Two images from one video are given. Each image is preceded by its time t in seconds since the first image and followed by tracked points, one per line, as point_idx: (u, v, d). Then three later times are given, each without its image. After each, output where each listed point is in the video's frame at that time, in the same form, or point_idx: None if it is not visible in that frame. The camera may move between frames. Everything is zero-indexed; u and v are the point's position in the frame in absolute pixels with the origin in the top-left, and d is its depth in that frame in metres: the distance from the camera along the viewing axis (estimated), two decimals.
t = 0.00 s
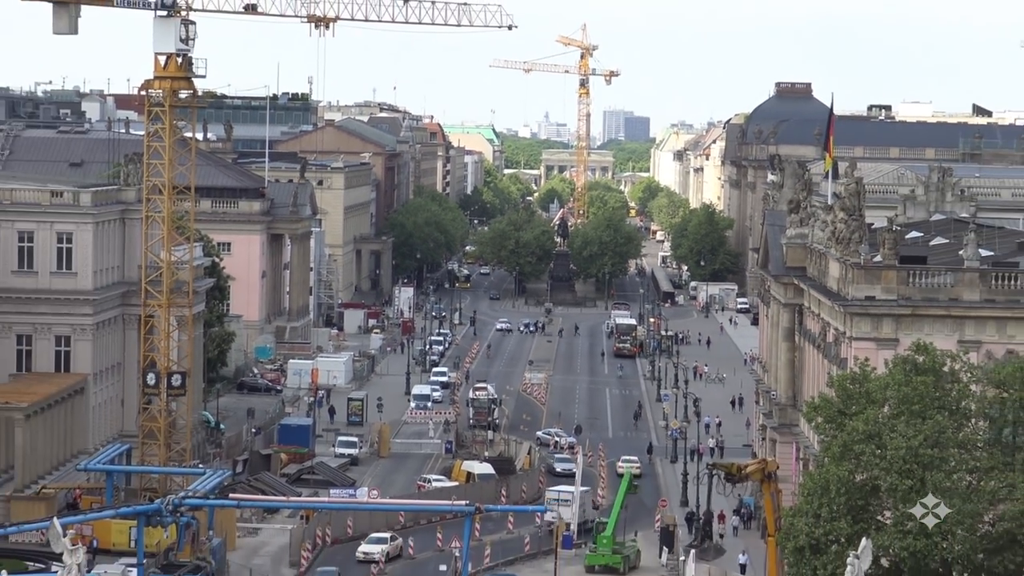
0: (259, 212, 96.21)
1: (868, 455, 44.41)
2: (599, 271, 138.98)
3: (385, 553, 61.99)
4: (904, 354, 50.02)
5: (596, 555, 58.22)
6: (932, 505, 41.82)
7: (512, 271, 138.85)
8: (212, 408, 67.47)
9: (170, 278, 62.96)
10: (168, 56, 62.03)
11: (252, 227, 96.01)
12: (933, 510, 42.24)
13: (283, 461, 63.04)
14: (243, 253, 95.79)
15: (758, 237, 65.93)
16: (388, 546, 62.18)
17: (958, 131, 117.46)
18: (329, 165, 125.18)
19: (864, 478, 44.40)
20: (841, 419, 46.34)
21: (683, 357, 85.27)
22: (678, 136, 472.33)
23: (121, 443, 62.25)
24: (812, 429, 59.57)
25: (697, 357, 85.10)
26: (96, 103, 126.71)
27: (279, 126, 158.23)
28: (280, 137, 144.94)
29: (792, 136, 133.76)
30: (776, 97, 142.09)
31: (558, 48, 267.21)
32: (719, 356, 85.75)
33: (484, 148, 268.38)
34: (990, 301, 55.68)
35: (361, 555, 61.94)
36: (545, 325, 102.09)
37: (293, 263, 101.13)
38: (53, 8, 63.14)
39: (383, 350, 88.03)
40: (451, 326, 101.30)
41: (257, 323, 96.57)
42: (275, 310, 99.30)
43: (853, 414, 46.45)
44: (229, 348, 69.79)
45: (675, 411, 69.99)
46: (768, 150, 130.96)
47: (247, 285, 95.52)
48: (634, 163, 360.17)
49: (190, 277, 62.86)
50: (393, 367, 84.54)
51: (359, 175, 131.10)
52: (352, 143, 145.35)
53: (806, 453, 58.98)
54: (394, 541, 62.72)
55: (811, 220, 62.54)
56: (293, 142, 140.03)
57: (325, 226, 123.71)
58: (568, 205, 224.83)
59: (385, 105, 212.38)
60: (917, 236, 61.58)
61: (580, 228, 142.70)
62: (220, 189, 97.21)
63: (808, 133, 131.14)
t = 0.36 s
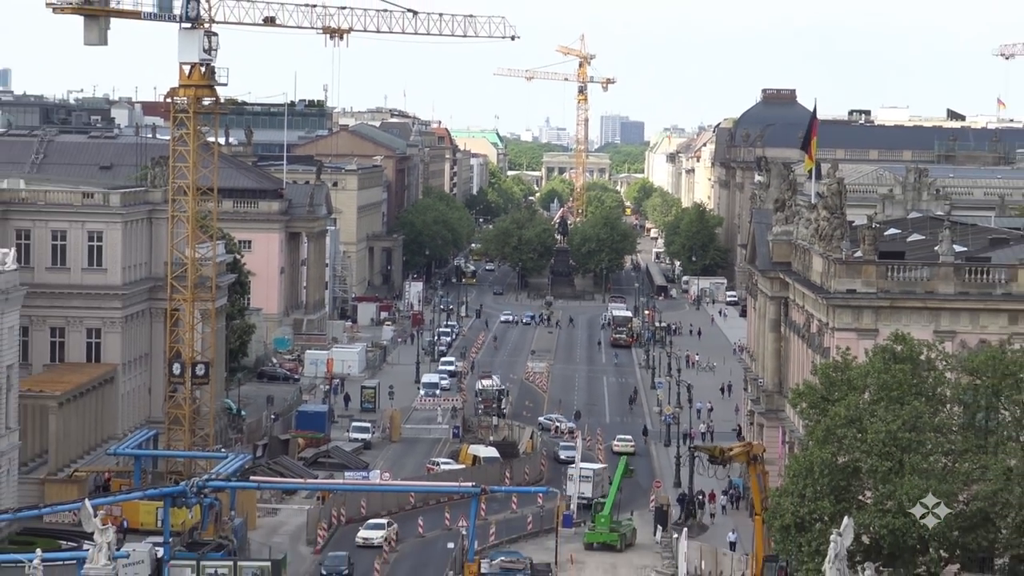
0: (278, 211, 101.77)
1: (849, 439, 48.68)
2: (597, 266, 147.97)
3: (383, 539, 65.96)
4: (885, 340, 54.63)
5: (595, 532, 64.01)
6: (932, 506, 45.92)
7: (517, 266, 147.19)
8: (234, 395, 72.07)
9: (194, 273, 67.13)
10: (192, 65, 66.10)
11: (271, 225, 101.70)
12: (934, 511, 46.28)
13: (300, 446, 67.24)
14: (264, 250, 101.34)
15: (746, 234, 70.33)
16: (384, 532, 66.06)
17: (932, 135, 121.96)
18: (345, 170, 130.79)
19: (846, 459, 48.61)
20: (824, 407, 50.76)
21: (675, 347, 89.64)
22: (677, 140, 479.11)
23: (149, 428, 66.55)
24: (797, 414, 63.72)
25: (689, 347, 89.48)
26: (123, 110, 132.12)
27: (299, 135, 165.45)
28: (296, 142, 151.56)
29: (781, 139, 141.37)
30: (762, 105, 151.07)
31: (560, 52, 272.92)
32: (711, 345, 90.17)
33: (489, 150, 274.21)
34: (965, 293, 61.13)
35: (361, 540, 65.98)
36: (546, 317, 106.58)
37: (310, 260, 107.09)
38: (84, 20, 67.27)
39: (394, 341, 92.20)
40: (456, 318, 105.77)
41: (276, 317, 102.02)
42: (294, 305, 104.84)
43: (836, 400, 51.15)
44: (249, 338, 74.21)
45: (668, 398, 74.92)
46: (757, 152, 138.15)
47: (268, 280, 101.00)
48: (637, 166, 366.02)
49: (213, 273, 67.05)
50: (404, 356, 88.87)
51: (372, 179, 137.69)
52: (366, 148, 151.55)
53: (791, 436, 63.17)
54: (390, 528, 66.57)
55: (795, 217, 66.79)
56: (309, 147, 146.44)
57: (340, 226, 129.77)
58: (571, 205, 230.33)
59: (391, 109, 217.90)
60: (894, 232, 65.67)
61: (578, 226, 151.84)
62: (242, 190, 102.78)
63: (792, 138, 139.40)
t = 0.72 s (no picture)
0: (292, 214, 109.86)
1: (829, 428, 53.48)
2: (594, 265, 159.86)
3: (380, 527, 70.26)
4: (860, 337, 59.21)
5: (589, 514, 69.11)
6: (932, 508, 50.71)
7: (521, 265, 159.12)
8: (251, 386, 77.17)
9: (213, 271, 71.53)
10: (211, 76, 70.48)
11: (285, 226, 109.69)
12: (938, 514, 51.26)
13: (313, 433, 71.85)
14: (278, 251, 109.57)
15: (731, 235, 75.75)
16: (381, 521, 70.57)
17: (907, 142, 129.97)
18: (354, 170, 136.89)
19: (825, 446, 53.44)
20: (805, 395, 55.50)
21: (666, 341, 94.43)
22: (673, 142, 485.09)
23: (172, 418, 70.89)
24: (779, 403, 68.07)
25: (677, 340, 94.14)
26: (147, 116, 139.12)
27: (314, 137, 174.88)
28: (309, 147, 160.43)
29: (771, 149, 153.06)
30: (748, 111, 161.44)
31: (557, 63, 279.86)
32: (698, 338, 94.99)
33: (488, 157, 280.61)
34: (937, 290, 66.16)
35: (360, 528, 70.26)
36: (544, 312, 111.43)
37: (322, 258, 114.84)
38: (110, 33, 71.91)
39: (400, 335, 96.35)
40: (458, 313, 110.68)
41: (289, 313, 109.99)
42: (305, 302, 112.72)
43: (814, 391, 55.95)
44: (265, 333, 78.94)
45: (657, 389, 80.45)
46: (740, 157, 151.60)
47: (280, 277, 109.16)
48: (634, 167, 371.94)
49: (230, 271, 71.67)
50: (410, 349, 93.01)
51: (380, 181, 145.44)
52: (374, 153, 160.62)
53: (773, 424, 67.58)
54: (387, 516, 71.29)
55: (777, 219, 71.65)
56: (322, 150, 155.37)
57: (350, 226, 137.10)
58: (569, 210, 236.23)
59: (395, 113, 223.49)
60: (871, 233, 70.20)
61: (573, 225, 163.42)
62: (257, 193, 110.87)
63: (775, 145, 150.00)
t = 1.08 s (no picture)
0: (302, 220, 116.54)
1: (807, 422, 59.26)
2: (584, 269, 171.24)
3: (378, 521, 74.54)
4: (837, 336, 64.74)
5: (581, 503, 73.82)
6: (933, 507, 56.27)
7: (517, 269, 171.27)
8: (264, 381, 82.28)
9: (229, 273, 76.17)
10: (227, 90, 74.96)
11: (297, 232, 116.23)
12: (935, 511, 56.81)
13: (322, 425, 76.75)
14: (289, 254, 116.24)
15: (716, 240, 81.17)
16: (378, 515, 74.81)
17: (883, 154, 135.62)
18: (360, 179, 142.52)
19: (804, 439, 59.16)
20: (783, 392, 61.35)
21: (653, 338, 99.46)
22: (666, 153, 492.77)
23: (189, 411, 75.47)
24: (759, 398, 72.92)
25: (665, 338, 98.97)
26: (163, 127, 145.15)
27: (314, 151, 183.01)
28: (319, 157, 167.73)
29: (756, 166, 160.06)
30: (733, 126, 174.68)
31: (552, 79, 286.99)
32: (683, 336, 100.06)
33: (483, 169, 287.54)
34: (911, 293, 71.33)
35: (358, 521, 74.54)
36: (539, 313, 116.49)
37: (331, 262, 121.57)
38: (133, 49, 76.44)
39: (404, 333, 101.39)
40: (458, 313, 115.72)
41: (299, 312, 116.72)
42: (314, 302, 119.25)
43: (795, 387, 61.80)
44: (277, 331, 83.84)
45: (645, 384, 85.70)
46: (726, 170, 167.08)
47: (291, 277, 115.84)
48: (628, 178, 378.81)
49: (245, 274, 76.29)
50: (414, 346, 97.85)
51: (385, 190, 151.97)
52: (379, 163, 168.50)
53: (754, 418, 72.50)
54: (383, 511, 75.44)
55: (759, 226, 76.57)
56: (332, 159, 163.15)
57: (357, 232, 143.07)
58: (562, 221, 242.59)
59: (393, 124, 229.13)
60: (847, 239, 75.00)
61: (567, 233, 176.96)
62: (269, 200, 117.32)
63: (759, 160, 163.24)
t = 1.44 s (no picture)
0: (311, 227, 122.95)
1: (787, 419, 64.90)
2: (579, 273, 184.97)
3: (379, 517, 78.44)
4: (815, 339, 70.18)
5: (575, 494, 78.80)
6: (934, 509, 61.43)
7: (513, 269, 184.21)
8: (276, 380, 87.45)
9: (245, 279, 81.08)
10: (243, 105, 79.77)
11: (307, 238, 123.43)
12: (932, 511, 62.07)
13: (331, 422, 81.88)
14: (300, 260, 122.99)
15: (703, 247, 86.43)
16: (378, 512, 78.81)
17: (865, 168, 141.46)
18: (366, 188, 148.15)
19: (784, 435, 64.80)
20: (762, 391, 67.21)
21: (642, 339, 104.81)
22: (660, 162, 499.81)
23: (206, 408, 80.47)
24: (742, 396, 78.06)
25: (653, 340, 103.96)
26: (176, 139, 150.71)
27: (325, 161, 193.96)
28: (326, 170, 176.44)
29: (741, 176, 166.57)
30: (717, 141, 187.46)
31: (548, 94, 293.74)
32: (671, 337, 105.40)
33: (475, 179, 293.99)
34: (884, 296, 76.88)
35: (360, 518, 78.42)
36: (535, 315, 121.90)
37: (339, 266, 129.21)
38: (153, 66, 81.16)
39: (407, 334, 106.72)
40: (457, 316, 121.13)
41: (309, 316, 123.61)
42: (323, 306, 126.07)
43: (776, 386, 67.34)
44: (289, 333, 89.02)
45: (635, 383, 90.97)
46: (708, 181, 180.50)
47: (301, 282, 122.61)
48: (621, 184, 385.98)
49: (259, 279, 81.23)
50: (416, 346, 103.17)
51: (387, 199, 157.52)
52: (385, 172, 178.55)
53: (738, 415, 77.71)
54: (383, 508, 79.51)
55: (742, 234, 81.70)
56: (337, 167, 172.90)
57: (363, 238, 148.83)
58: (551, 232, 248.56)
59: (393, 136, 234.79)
60: (825, 246, 80.06)
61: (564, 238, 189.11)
62: (281, 209, 124.93)
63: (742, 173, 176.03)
